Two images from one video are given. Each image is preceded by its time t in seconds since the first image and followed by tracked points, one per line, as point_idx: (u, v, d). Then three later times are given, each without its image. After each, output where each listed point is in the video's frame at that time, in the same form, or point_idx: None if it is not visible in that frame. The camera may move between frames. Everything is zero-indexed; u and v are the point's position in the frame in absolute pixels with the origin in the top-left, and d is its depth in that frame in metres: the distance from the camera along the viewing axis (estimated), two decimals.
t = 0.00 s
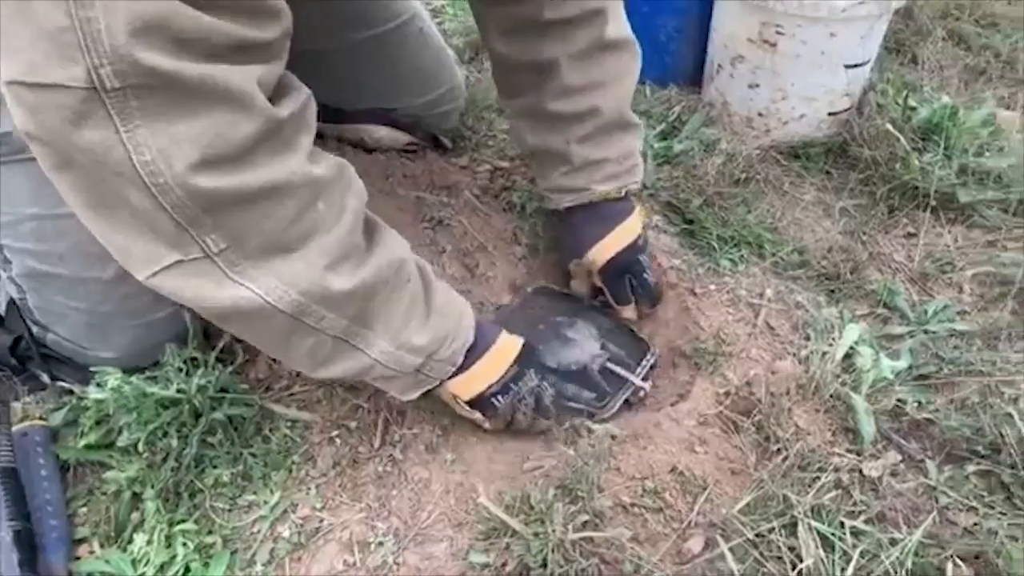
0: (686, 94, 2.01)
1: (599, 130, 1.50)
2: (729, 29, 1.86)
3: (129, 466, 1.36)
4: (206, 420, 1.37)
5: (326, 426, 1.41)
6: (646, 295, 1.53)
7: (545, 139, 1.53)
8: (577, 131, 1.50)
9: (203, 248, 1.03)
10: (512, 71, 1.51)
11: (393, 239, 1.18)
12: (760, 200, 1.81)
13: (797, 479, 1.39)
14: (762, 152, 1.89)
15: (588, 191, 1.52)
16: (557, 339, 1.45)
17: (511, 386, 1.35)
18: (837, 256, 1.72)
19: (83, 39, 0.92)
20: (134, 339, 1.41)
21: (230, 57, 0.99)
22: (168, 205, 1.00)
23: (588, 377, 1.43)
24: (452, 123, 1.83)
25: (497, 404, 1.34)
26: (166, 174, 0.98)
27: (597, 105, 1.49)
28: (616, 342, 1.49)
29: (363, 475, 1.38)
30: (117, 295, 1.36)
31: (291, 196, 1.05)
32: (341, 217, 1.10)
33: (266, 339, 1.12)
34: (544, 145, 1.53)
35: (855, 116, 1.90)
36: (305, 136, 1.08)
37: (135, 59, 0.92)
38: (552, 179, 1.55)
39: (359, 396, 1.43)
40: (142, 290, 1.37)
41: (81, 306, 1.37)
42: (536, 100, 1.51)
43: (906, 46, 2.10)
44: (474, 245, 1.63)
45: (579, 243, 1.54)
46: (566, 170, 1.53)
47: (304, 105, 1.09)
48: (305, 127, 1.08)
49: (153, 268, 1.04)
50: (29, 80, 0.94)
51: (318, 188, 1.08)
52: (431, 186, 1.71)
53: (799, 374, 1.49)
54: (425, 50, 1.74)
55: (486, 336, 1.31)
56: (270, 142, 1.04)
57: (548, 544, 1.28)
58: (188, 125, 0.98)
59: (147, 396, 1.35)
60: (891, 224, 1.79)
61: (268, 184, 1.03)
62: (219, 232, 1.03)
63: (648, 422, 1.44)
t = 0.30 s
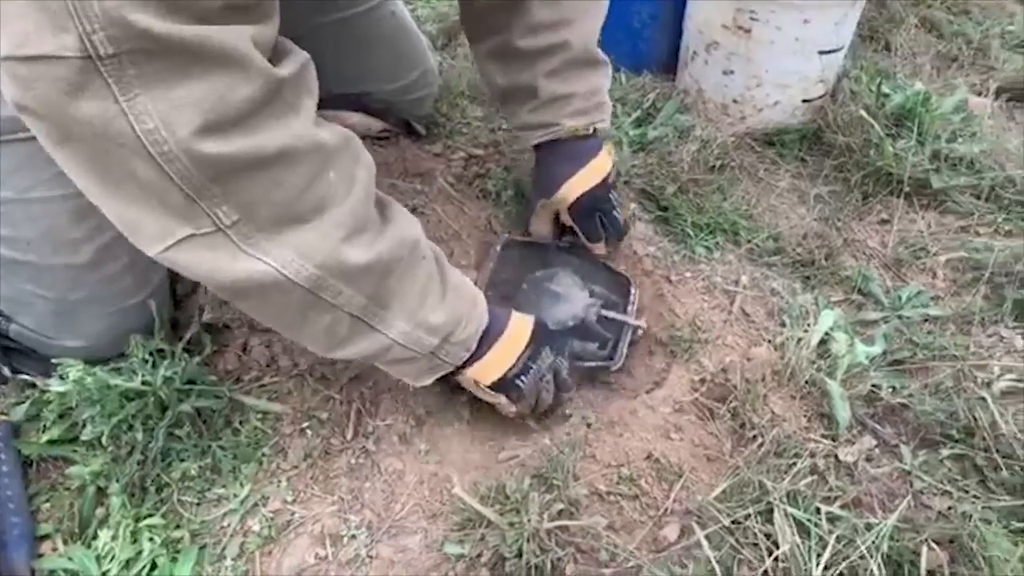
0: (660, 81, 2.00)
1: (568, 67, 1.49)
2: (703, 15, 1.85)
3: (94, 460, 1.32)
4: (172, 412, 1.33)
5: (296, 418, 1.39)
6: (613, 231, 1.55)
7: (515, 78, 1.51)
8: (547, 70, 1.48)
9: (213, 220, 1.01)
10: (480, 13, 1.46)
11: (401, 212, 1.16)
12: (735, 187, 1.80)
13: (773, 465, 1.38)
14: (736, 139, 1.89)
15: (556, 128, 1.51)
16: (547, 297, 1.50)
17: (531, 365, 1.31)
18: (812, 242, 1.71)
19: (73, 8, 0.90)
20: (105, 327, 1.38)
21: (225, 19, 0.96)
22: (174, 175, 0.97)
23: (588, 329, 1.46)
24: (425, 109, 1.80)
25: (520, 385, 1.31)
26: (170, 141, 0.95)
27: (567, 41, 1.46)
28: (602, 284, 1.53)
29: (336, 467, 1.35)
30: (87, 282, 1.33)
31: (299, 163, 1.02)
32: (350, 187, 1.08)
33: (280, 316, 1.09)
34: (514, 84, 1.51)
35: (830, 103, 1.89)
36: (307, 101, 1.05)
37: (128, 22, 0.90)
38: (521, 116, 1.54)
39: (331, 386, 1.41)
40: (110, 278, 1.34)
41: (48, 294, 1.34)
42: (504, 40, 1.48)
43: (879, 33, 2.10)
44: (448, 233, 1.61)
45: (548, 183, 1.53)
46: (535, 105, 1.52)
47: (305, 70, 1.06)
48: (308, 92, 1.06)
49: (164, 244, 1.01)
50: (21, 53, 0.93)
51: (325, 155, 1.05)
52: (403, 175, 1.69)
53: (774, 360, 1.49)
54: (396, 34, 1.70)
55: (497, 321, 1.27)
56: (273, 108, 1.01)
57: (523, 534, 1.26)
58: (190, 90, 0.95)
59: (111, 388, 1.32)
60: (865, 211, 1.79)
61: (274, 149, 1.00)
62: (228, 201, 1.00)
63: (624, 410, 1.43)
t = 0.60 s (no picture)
0: (649, 70, 1.99)
1: (568, 102, 1.48)
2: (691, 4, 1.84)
3: (80, 454, 1.31)
4: (159, 405, 1.33)
5: (284, 410, 1.38)
6: (612, 265, 1.53)
7: (513, 110, 1.50)
8: (545, 103, 1.48)
9: (181, 229, 0.99)
10: (478, 41, 1.46)
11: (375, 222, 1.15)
12: (724, 177, 1.80)
13: (763, 454, 1.38)
14: (725, 129, 1.88)
15: (556, 163, 1.50)
16: (536, 320, 1.53)
17: (505, 375, 1.33)
18: (801, 231, 1.71)
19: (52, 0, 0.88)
20: (88, 320, 1.37)
21: (205, 22, 0.95)
22: (143, 181, 0.95)
23: (571, 351, 1.47)
24: (413, 99, 1.78)
25: (493, 396, 1.32)
26: (142, 147, 0.94)
27: (565, 75, 1.46)
28: (594, 313, 1.53)
29: (325, 459, 1.34)
30: (70, 275, 1.33)
31: (271, 173, 1.02)
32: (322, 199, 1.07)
33: (248, 328, 1.08)
34: (512, 115, 1.51)
35: (818, 92, 1.89)
36: (282, 111, 1.04)
37: (108, 17, 0.88)
38: (517, 148, 1.53)
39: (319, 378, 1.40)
40: (92, 272, 1.33)
41: (30, 288, 1.33)
42: (502, 70, 1.47)
43: (867, 22, 2.09)
44: (437, 223, 1.60)
45: (546, 215, 1.52)
46: (533, 140, 1.51)
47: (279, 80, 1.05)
48: (282, 102, 1.05)
49: (131, 253, 0.99)
50: None
51: (298, 165, 1.04)
52: (391, 165, 1.68)
53: (763, 349, 1.48)
54: (382, 22, 1.69)
55: (473, 329, 1.28)
56: (248, 116, 1.00)
57: (513, 524, 1.26)
58: (163, 95, 0.94)
59: (96, 381, 1.31)
60: (854, 200, 1.79)
61: (246, 158, 0.99)
62: (198, 210, 0.99)
63: (614, 401, 1.43)
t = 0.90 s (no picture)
0: (646, 65, 1.99)
1: (566, 89, 1.49)
2: None
3: (78, 449, 1.31)
4: (157, 400, 1.33)
5: (282, 405, 1.38)
6: (603, 258, 1.54)
7: (511, 95, 1.51)
8: (542, 90, 1.48)
9: (210, 234, 0.99)
10: (480, 24, 1.46)
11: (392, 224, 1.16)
12: (719, 172, 1.80)
13: (758, 447, 1.39)
14: (721, 123, 1.88)
15: (549, 151, 1.51)
16: (533, 313, 1.50)
17: (503, 371, 1.33)
18: (796, 225, 1.71)
19: (87, 10, 0.87)
20: (84, 317, 1.37)
21: (233, 29, 0.95)
22: (176, 188, 0.95)
23: (571, 344, 1.47)
24: (410, 94, 1.78)
25: (492, 392, 1.33)
26: (176, 154, 0.94)
27: (564, 62, 1.46)
28: (591, 304, 1.53)
29: (322, 454, 1.35)
30: (65, 273, 1.33)
31: (298, 178, 1.02)
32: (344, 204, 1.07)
33: (269, 331, 1.08)
34: (509, 101, 1.51)
35: (814, 87, 1.89)
36: (308, 116, 1.04)
37: (144, 28, 0.88)
38: (512, 133, 1.54)
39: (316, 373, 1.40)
40: (88, 268, 1.33)
41: (26, 285, 1.33)
42: (502, 56, 1.48)
43: (863, 17, 2.10)
44: (434, 219, 1.60)
45: (538, 204, 1.54)
46: (529, 127, 1.51)
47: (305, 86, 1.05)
48: (308, 107, 1.05)
49: (159, 258, 0.99)
50: (24, 56, 0.89)
51: (323, 171, 1.05)
52: (388, 160, 1.68)
53: (759, 343, 1.49)
54: (378, 15, 1.69)
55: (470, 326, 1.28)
56: (277, 121, 1.00)
57: (510, 517, 1.27)
58: (198, 103, 0.93)
59: (93, 376, 1.30)
60: (849, 195, 1.79)
61: (276, 164, 0.99)
62: (227, 216, 0.99)
63: (611, 395, 1.43)
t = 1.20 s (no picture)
0: (646, 63, 2.00)
1: (561, 96, 1.49)
2: None
3: (80, 446, 1.32)
4: (159, 398, 1.33)
5: (284, 402, 1.38)
6: (607, 245, 1.53)
7: (506, 103, 1.51)
8: (537, 97, 1.49)
9: (161, 232, 0.98)
10: (474, 31, 1.45)
11: (361, 214, 1.15)
12: (720, 169, 1.81)
13: (759, 444, 1.39)
14: (721, 122, 1.88)
15: (545, 155, 1.52)
16: (535, 313, 1.53)
17: (477, 365, 1.32)
18: (796, 224, 1.70)
19: (36, 9, 0.84)
20: (84, 315, 1.38)
21: (191, 31, 0.92)
22: (124, 189, 0.93)
23: (572, 343, 1.49)
24: (410, 92, 1.79)
25: (460, 381, 1.32)
26: (125, 157, 0.91)
27: (558, 70, 1.46)
28: (595, 304, 1.53)
29: (324, 451, 1.35)
30: (64, 271, 1.33)
31: (255, 180, 1.00)
32: (305, 201, 1.06)
33: (226, 323, 1.08)
34: (503, 107, 1.52)
35: (815, 85, 1.89)
36: (269, 115, 1.02)
37: (95, 33, 0.85)
38: (507, 139, 1.55)
39: (318, 370, 1.40)
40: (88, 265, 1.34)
41: (26, 283, 1.34)
42: (496, 63, 1.48)
43: (863, 15, 2.10)
44: (435, 216, 1.60)
45: (536, 199, 1.54)
46: (525, 133, 1.52)
47: (268, 82, 1.03)
48: (270, 105, 1.03)
49: (109, 254, 0.98)
50: None
51: (282, 171, 1.03)
52: (389, 158, 1.69)
53: (760, 341, 1.49)
54: (379, 13, 1.68)
55: (459, 308, 1.28)
56: (233, 122, 0.98)
57: (512, 514, 1.27)
58: (148, 105, 0.91)
59: (95, 374, 1.31)
60: (849, 192, 1.79)
61: (230, 166, 0.97)
62: (178, 216, 0.97)
63: (612, 392, 1.43)
